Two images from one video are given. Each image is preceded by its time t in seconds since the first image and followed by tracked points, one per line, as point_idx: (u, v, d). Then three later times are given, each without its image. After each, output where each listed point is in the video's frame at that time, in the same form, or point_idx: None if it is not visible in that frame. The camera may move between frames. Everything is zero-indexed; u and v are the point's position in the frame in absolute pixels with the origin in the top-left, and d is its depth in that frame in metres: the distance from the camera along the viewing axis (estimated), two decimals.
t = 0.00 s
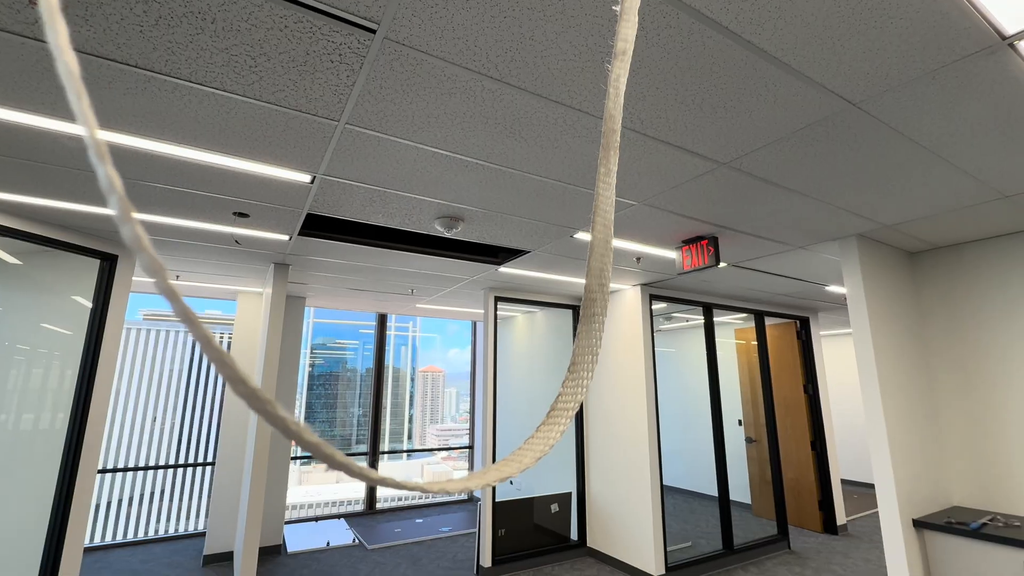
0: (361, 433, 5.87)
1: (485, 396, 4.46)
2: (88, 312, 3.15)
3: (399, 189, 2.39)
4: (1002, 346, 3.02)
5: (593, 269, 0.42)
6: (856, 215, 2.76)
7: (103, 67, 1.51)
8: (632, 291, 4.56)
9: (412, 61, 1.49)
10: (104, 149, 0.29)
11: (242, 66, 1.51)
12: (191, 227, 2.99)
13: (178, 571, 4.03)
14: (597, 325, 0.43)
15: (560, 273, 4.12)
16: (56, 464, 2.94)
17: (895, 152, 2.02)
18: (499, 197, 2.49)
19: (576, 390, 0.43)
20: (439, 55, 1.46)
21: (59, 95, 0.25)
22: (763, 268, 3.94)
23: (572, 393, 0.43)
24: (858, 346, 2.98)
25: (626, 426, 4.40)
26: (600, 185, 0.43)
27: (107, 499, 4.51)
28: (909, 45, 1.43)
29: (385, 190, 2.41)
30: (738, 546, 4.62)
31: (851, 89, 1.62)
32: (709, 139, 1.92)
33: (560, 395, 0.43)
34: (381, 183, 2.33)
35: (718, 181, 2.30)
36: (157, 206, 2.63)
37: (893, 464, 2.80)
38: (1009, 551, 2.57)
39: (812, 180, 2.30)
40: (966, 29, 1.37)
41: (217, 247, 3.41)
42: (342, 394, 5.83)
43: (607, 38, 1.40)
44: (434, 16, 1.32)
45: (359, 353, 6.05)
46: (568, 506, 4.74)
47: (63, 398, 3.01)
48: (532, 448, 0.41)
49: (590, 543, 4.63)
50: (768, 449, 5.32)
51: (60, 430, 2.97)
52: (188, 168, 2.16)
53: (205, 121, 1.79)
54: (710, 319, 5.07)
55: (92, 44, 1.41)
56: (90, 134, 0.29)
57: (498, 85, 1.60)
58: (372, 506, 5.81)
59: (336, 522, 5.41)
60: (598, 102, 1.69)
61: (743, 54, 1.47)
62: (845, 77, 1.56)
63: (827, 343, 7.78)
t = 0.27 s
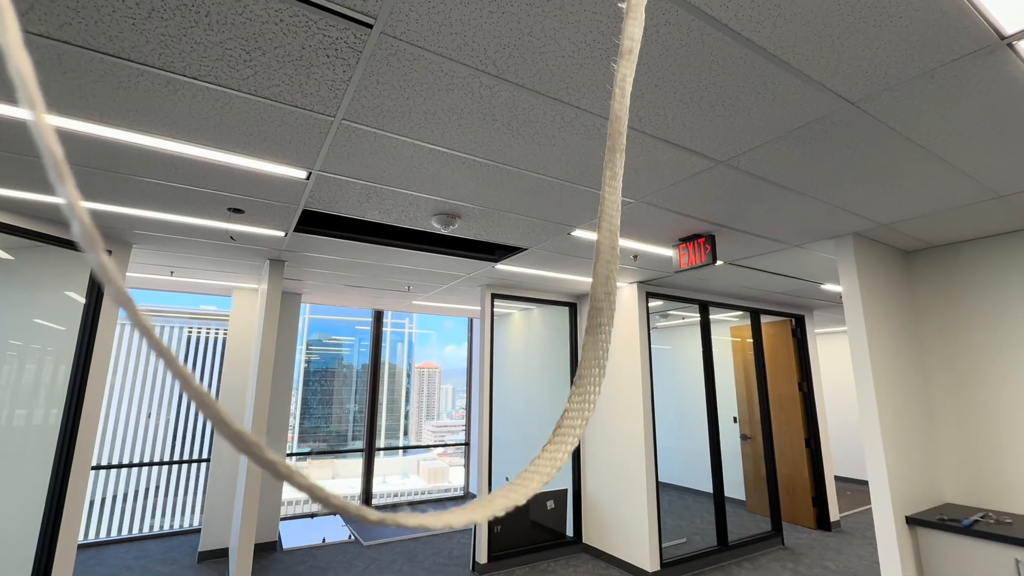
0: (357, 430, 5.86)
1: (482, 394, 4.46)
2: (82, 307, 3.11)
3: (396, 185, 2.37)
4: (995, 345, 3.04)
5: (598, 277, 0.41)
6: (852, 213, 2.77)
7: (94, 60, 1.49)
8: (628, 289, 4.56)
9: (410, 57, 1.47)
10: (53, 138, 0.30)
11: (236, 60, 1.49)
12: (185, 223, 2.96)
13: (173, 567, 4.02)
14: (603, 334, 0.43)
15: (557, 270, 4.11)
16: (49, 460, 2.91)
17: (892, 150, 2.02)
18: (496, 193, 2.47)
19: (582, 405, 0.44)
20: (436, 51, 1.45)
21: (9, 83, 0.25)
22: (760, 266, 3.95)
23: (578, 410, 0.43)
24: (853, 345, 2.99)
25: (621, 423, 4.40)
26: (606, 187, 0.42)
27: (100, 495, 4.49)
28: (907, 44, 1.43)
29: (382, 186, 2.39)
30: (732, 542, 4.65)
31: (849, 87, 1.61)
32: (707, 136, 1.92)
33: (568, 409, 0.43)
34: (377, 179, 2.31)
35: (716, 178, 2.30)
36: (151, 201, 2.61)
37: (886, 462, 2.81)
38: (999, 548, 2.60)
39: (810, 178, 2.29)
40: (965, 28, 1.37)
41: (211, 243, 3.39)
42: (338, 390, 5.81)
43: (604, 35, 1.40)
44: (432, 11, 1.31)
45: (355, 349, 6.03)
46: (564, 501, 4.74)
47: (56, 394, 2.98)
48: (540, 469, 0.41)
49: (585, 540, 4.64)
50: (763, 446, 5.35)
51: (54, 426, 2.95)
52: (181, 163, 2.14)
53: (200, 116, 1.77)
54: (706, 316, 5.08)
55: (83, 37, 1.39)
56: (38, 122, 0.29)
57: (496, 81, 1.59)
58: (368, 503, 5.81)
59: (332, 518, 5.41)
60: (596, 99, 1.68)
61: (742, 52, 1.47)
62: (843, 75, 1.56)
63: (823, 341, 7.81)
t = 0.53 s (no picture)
0: (352, 427, 5.84)
1: (477, 392, 4.46)
2: (73, 303, 3.09)
3: (392, 183, 2.36)
4: (987, 345, 3.06)
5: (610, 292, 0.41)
6: (847, 214, 2.78)
7: (87, 55, 1.47)
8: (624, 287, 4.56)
9: (407, 55, 1.46)
10: (53, 139, 0.29)
11: (231, 57, 1.47)
12: (178, 219, 2.93)
13: (166, 566, 4.00)
14: (615, 351, 0.42)
15: (553, 268, 4.11)
16: (40, 458, 2.89)
17: (887, 152, 2.03)
18: (493, 192, 2.46)
19: (597, 428, 0.42)
20: (433, 49, 1.44)
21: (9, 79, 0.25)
22: (754, 266, 3.96)
23: (593, 433, 0.42)
24: (846, 345, 3.01)
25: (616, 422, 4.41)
26: (616, 200, 0.41)
27: (92, 493, 4.46)
28: (903, 47, 1.43)
29: (378, 183, 2.37)
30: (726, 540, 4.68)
31: (846, 89, 1.62)
32: (704, 136, 1.92)
33: (583, 432, 0.42)
34: (373, 177, 2.30)
35: (712, 178, 2.30)
36: (144, 197, 2.58)
37: (879, 460, 2.84)
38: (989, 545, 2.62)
39: (806, 178, 2.30)
40: (961, 32, 1.37)
41: (204, 240, 3.36)
42: (333, 387, 5.80)
43: (603, 35, 1.40)
44: (430, 9, 1.30)
45: (350, 347, 6.01)
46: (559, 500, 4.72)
47: (48, 391, 2.96)
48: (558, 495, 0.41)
49: (579, 537, 4.66)
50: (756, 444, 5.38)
51: (45, 423, 2.92)
52: (174, 159, 2.12)
53: (194, 112, 1.75)
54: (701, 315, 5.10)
55: (75, 31, 1.37)
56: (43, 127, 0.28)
57: (493, 80, 1.58)
58: (363, 500, 5.80)
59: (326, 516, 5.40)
60: (594, 99, 1.67)
61: (739, 53, 1.47)
62: (840, 77, 1.56)
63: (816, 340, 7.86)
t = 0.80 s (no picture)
0: (345, 426, 5.82)
1: (471, 391, 4.46)
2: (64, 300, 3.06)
3: (387, 182, 2.35)
4: (976, 346, 3.10)
5: (619, 304, 0.40)
6: (840, 215, 2.80)
7: (79, 50, 1.45)
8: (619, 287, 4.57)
9: (404, 53, 1.46)
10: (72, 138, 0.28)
11: (226, 53, 1.46)
12: (170, 216, 2.91)
13: (157, 565, 3.97)
14: (624, 363, 0.40)
15: (548, 267, 4.11)
16: (29, 457, 2.86)
17: (880, 154, 2.05)
18: (488, 191, 2.46)
19: (608, 442, 0.40)
20: (430, 48, 1.43)
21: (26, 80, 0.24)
22: (748, 266, 3.98)
23: (604, 447, 0.40)
24: (839, 345, 3.03)
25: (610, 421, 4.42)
26: (623, 208, 0.41)
27: (82, 492, 4.42)
28: (898, 50, 1.44)
29: (373, 182, 2.36)
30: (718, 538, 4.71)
31: (840, 92, 1.63)
32: (699, 137, 1.92)
33: (592, 446, 0.40)
34: (368, 175, 2.29)
35: (707, 179, 2.31)
36: (135, 194, 2.56)
37: (870, 459, 2.86)
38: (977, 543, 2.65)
39: (800, 180, 2.31)
40: (954, 36, 1.38)
41: (197, 238, 3.33)
42: (326, 385, 5.78)
43: (600, 35, 1.40)
44: (427, 7, 1.29)
45: (344, 345, 5.99)
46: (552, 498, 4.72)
47: (37, 389, 2.92)
48: (571, 516, 0.38)
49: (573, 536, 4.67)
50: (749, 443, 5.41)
51: (35, 421, 2.89)
52: (166, 156, 2.10)
53: (187, 109, 1.74)
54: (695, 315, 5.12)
55: (66, 26, 1.36)
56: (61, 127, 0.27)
57: (490, 79, 1.58)
58: (356, 498, 5.78)
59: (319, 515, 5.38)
60: (591, 99, 1.68)
61: (736, 55, 1.47)
62: (834, 80, 1.57)
63: (808, 339, 7.92)
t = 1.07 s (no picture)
0: (338, 425, 5.80)
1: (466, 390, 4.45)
2: (53, 300, 3.03)
3: (383, 181, 2.34)
4: (965, 346, 3.13)
5: (628, 310, 0.40)
6: (833, 217, 2.82)
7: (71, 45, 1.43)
8: (613, 287, 4.59)
9: (401, 53, 1.45)
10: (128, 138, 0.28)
11: (221, 51, 1.45)
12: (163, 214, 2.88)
13: (147, 565, 3.94)
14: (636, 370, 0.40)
15: (543, 267, 4.11)
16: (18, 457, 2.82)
17: (873, 157, 2.07)
18: (484, 191, 2.46)
19: (620, 449, 0.40)
20: (427, 47, 1.43)
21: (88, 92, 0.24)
22: (741, 266, 4.01)
23: (617, 454, 0.39)
24: (831, 346, 3.06)
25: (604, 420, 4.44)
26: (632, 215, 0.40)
27: (72, 492, 4.37)
28: (891, 54, 1.46)
29: (368, 180, 2.35)
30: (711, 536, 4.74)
31: (833, 95, 1.65)
32: (694, 139, 1.93)
33: (606, 453, 0.39)
34: (363, 174, 2.28)
35: (702, 180, 2.32)
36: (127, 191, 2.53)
37: (860, 458, 2.89)
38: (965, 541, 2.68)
39: (794, 182, 2.33)
40: (946, 41, 1.40)
41: (189, 235, 3.31)
42: (319, 384, 5.75)
43: (597, 37, 1.40)
44: (425, 7, 1.29)
45: (337, 343, 5.97)
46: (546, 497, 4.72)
47: (26, 388, 2.89)
48: (587, 525, 0.37)
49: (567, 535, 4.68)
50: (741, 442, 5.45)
51: (24, 421, 2.86)
52: (159, 153, 2.08)
53: (181, 106, 1.72)
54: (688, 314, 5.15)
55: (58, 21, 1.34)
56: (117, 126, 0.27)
57: (486, 79, 1.58)
58: (349, 498, 5.76)
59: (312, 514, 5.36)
60: (587, 100, 1.68)
61: (731, 57, 1.48)
62: (828, 83, 1.58)
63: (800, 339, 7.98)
